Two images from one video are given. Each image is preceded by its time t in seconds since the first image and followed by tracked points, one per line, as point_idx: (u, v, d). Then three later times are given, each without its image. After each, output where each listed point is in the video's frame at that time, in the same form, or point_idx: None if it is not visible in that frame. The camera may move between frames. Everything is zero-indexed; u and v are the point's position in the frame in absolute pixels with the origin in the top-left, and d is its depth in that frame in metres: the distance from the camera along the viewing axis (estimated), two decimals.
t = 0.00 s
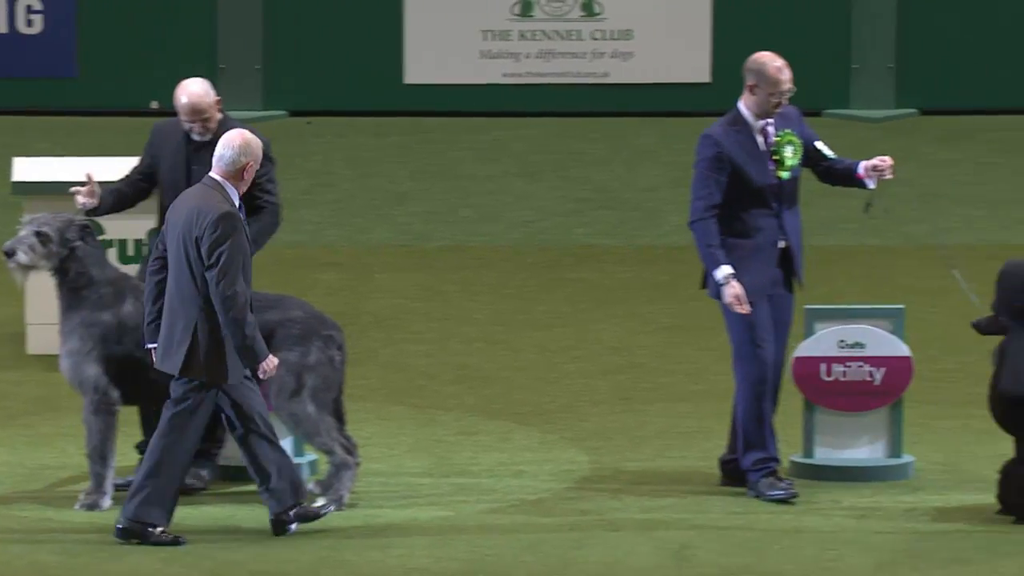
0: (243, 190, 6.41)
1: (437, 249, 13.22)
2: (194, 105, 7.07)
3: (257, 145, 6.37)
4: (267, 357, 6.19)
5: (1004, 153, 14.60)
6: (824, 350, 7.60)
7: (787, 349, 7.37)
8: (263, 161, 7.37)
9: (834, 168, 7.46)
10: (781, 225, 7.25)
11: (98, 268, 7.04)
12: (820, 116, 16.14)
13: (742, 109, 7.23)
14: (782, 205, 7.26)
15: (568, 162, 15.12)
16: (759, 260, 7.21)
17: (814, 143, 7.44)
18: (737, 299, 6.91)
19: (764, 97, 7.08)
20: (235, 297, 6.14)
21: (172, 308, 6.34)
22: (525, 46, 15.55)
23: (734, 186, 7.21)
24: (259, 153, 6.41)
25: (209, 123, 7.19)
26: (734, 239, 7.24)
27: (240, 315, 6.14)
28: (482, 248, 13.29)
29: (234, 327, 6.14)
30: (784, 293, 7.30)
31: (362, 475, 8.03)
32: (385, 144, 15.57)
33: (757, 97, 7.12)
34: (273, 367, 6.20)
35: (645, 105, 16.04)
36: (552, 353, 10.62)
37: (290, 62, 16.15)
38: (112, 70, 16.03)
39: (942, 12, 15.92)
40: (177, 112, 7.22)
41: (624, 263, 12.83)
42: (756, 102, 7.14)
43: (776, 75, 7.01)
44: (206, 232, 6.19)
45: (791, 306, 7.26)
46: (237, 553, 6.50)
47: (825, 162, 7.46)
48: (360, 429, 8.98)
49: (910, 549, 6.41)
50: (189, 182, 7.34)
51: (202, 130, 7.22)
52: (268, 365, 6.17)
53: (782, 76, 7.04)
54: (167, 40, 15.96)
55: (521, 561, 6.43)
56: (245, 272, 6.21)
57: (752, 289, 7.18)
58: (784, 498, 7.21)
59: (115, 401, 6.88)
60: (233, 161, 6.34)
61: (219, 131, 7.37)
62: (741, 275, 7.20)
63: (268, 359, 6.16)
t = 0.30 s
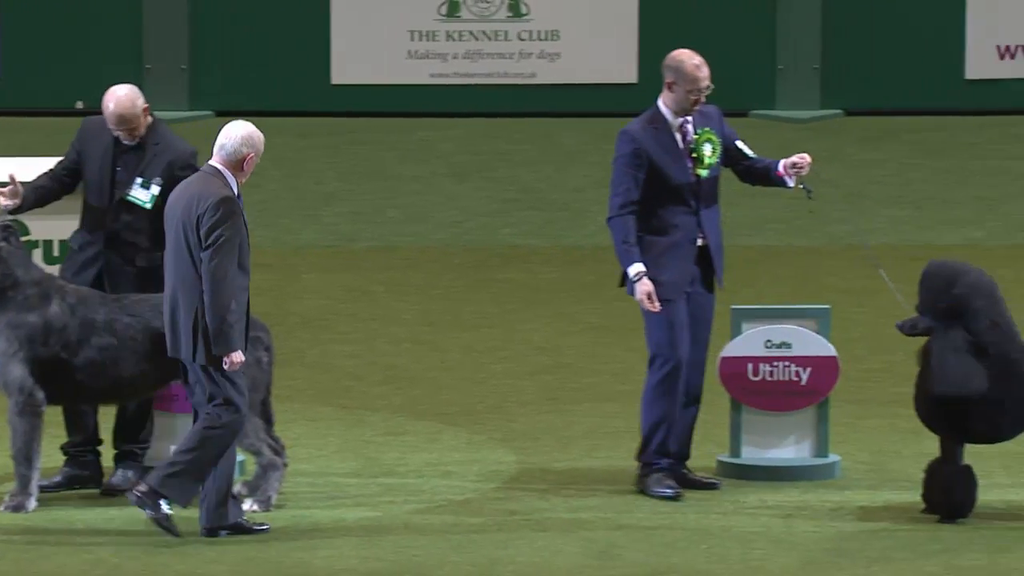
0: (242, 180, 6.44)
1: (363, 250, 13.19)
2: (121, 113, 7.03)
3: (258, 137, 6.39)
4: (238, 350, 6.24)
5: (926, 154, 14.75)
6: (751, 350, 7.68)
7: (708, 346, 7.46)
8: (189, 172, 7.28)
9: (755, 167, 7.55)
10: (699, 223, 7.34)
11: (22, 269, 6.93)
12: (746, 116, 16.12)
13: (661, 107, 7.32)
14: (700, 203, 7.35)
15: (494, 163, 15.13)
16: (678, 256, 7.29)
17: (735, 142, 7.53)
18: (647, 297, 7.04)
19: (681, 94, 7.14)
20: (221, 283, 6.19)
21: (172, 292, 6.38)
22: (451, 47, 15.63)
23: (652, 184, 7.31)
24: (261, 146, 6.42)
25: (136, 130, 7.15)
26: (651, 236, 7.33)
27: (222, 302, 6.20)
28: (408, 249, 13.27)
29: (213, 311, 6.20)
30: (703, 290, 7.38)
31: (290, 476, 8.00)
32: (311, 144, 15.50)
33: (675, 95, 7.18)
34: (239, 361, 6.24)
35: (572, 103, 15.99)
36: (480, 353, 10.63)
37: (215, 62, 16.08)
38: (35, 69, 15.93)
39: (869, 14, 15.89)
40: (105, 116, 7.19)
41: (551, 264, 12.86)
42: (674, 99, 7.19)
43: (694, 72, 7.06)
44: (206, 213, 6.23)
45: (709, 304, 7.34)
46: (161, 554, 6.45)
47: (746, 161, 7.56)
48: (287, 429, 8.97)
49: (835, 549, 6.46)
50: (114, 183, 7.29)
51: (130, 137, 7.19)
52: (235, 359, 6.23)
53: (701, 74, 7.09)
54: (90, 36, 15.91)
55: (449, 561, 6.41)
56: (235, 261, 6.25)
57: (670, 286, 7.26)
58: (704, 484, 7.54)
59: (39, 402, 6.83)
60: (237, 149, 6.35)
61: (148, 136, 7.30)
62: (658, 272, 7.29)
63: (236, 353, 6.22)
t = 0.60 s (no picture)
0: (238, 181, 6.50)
1: (316, 251, 13.15)
2: (70, 112, 7.02)
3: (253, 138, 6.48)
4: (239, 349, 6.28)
5: (877, 153, 14.84)
6: (705, 350, 7.72)
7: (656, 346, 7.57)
8: (143, 168, 7.29)
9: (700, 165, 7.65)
10: (645, 223, 7.43)
11: None
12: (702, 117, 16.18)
13: (604, 109, 7.40)
14: (646, 204, 7.44)
15: (448, 163, 15.11)
16: (625, 258, 7.38)
17: (678, 141, 7.64)
18: (591, 304, 7.12)
19: (622, 94, 7.21)
20: (226, 281, 6.23)
21: (170, 290, 6.40)
22: (405, 47, 15.59)
23: (597, 186, 7.38)
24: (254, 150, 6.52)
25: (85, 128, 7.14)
26: (597, 239, 7.41)
27: (227, 300, 6.23)
28: (362, 249, 13.25)
29: (217, 309, 6.23)
30: (650, 293, 7.47)
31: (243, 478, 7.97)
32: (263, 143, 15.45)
33: (617, 95, 7.25)
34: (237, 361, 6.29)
35: (528, 103, 15.99)
36: (433, 354, 10.63)
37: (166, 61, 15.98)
38: None
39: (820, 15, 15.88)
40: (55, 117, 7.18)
41: (505, 264, 12.86)
42: (616, 100, 7.26)
43: (635, 72, 7.15)
44: (210, 212, 6.27)
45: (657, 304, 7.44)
46: (112, 555, 6.41)
47: (689, 159, 7.66)
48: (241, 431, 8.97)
49: (787, 549, 6.49)
50: (67, 182, 7.26)
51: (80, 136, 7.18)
52: (235, 358, 6.26)
53: (642, 73, 7.19)
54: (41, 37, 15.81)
55: (403, 562, 6.38)
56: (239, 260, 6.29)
57: (616, 288, 7.36)
58: (659, 484, 7.58)
59: None
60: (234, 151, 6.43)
61: (100, 134, 7.29)
62: (603, 274, 7.39)
63: (236, 352, 6.26)
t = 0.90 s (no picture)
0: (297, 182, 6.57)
1: (327, 252, 13.18)
2: (80, 113, 7.03)
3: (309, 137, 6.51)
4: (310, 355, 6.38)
5: (889, 153, 14.81)
6: (717, 350, 7.73)
7: (660, 346, 7.60)
8: (152, 162, 7.36)
9: (700, 164, 7.70)
10: (643, 225, 7.46)
11: None
12: (711, 118, 15.84)
13: (600, 110, 7.42)
14: (643, 207, 7.45)
15: (459, 164, 15.12)
16: (623, 260, 7.41)
17: (675, 141, 7.69)
18: (586, 309, 7.21)
19: (619, 96, 7.24)
20: (295, 290, 6.31)
21: (236, 297, 6.46)
22: (417, 48, 15.38)
23: (594, 187, 7.39)
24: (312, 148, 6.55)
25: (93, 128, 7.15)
26: (595, 240, 7.42)
27: (297, 309, 6.31)
28: (374, 250, 13.28)
29: (288, 317, 6.30)
30: (648, 295, 7.52)
31: (256, 479, 8.00)
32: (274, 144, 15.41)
33: (613, 97, 7.28)
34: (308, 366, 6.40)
35: (534, 105, 15.71)
36: (445, 354, 10.65)
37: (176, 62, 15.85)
38: None
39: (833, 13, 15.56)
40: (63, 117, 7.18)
41: (516, 265, 12.86)
42: (611, 101, 7.30)
43: (631, 74, 7.17)
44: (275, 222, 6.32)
45: (656, 307, 7.48)
46: (125, 555, 6.43)
47: (688, 158, 7.71)
48: (254, 432, 9.03)
49: (799, 550, 6.48)
50: (79, 182, 7.29)
51: (88, 136, 7.19)
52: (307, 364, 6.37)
53: (639, 74, 7.20)
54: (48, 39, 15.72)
55: (414, 562, 6.39)
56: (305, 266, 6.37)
57: (612, 291, 7.39)
58: (669, 484, 7.58)
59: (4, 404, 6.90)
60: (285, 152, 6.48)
61: (105, 132, 7.32)
62: (600, 276, 7.40)
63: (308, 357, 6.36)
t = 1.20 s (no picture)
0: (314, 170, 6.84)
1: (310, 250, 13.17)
2: (49, 109, 7.23)
3: (320, 125, 6.77)
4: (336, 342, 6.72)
5: (871, 152, 14.81)
6: (699, 350, 7.73)
7: (637, 344, 7.61)
8: (115, 159, 7.56)
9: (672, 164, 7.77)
10: (616, 225, 7.48)
11: None
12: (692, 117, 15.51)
13: (571, 110, 7.44)
14: (617, 206, 7.47)
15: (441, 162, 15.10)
16: (599, 260, 7.44)
17: (646, 140, 7.75)
18: (563, 309, 7.23)
19: (591, 96, 7.29)
20: (309, 282, 6.60)
21: (258, 294, 6.78)
22: (398, 47, 15.12)
23: (568, 187, 7.42)
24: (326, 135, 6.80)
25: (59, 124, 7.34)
26: (570, 240, 7.44)
27: (313, 302, 6.61)
28: (355, 249, 13.28)
29: (307, 311, 6.61)
30: (623, 294, 7.54)
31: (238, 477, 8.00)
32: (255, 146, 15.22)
33: (585, 97, 7.32)
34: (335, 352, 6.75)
35: (520, 104, 15.35)
36: (426, 354, 10.64)
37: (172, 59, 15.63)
38: None
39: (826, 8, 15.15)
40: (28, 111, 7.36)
41: (498, 263, 12.86)
42: (583, 102, 7.34)
43: (603, 74, 7.22)
44: (285, 218, 6.60)
45: (631, 306, 7.50)
46: (106, 554, 6.41)
47: (659, 158, 7.78)
48: (236, 430, 9.04)
49: (779, 548, 6.50)
50: (44, 180, 7.49)
51: (53, 133, 7.38)
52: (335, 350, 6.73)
53: (610, 74, 7.26)
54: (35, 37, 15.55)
55: (395, 561, 6.38)
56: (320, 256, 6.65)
57: (588, 291, 7.41)
58: (652, 483, 7.60)
59: None
60: (297, 143, 6.76)
61: (70, 130, 7.50)
62: (576, 277, 7.42)
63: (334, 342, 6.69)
